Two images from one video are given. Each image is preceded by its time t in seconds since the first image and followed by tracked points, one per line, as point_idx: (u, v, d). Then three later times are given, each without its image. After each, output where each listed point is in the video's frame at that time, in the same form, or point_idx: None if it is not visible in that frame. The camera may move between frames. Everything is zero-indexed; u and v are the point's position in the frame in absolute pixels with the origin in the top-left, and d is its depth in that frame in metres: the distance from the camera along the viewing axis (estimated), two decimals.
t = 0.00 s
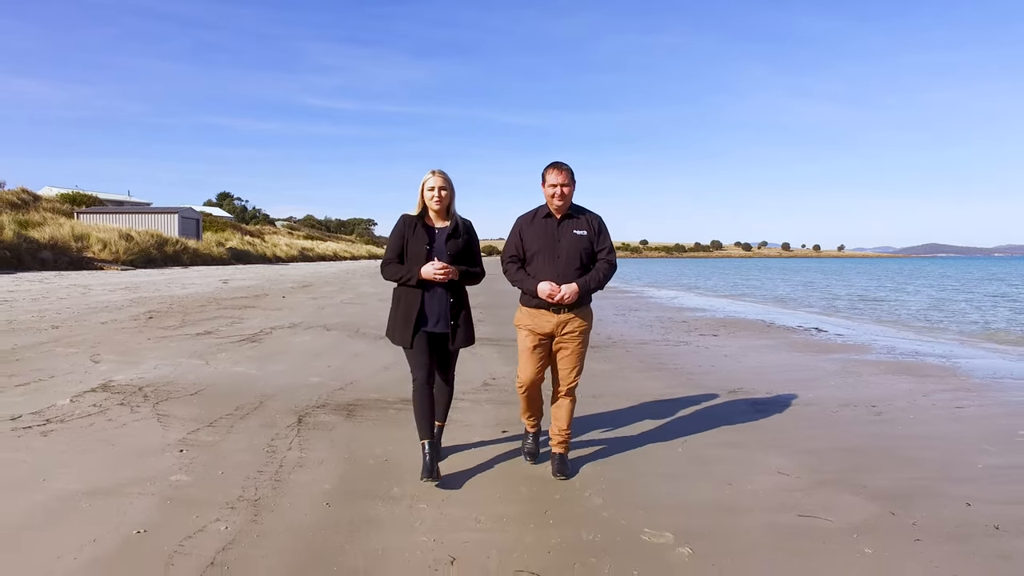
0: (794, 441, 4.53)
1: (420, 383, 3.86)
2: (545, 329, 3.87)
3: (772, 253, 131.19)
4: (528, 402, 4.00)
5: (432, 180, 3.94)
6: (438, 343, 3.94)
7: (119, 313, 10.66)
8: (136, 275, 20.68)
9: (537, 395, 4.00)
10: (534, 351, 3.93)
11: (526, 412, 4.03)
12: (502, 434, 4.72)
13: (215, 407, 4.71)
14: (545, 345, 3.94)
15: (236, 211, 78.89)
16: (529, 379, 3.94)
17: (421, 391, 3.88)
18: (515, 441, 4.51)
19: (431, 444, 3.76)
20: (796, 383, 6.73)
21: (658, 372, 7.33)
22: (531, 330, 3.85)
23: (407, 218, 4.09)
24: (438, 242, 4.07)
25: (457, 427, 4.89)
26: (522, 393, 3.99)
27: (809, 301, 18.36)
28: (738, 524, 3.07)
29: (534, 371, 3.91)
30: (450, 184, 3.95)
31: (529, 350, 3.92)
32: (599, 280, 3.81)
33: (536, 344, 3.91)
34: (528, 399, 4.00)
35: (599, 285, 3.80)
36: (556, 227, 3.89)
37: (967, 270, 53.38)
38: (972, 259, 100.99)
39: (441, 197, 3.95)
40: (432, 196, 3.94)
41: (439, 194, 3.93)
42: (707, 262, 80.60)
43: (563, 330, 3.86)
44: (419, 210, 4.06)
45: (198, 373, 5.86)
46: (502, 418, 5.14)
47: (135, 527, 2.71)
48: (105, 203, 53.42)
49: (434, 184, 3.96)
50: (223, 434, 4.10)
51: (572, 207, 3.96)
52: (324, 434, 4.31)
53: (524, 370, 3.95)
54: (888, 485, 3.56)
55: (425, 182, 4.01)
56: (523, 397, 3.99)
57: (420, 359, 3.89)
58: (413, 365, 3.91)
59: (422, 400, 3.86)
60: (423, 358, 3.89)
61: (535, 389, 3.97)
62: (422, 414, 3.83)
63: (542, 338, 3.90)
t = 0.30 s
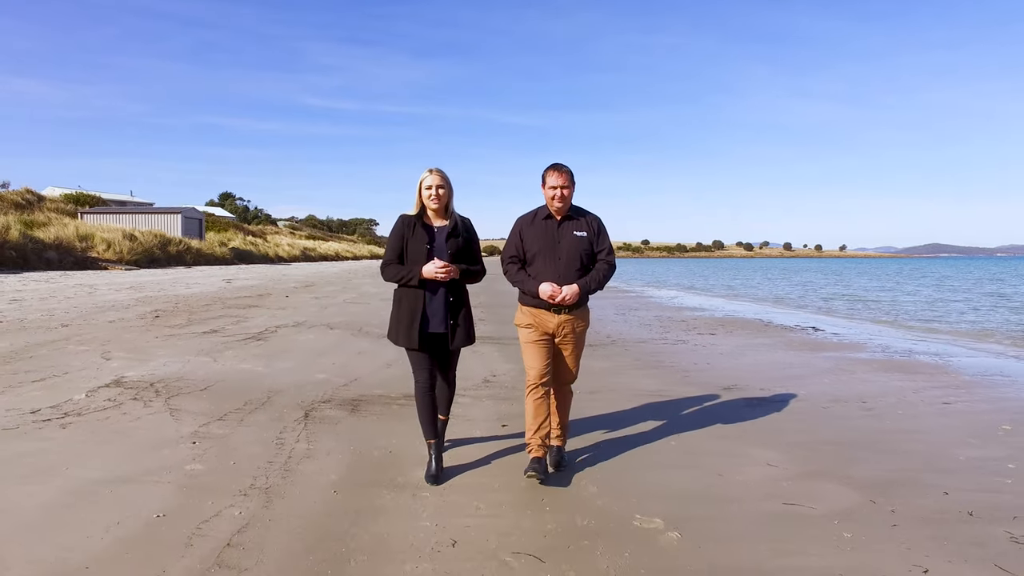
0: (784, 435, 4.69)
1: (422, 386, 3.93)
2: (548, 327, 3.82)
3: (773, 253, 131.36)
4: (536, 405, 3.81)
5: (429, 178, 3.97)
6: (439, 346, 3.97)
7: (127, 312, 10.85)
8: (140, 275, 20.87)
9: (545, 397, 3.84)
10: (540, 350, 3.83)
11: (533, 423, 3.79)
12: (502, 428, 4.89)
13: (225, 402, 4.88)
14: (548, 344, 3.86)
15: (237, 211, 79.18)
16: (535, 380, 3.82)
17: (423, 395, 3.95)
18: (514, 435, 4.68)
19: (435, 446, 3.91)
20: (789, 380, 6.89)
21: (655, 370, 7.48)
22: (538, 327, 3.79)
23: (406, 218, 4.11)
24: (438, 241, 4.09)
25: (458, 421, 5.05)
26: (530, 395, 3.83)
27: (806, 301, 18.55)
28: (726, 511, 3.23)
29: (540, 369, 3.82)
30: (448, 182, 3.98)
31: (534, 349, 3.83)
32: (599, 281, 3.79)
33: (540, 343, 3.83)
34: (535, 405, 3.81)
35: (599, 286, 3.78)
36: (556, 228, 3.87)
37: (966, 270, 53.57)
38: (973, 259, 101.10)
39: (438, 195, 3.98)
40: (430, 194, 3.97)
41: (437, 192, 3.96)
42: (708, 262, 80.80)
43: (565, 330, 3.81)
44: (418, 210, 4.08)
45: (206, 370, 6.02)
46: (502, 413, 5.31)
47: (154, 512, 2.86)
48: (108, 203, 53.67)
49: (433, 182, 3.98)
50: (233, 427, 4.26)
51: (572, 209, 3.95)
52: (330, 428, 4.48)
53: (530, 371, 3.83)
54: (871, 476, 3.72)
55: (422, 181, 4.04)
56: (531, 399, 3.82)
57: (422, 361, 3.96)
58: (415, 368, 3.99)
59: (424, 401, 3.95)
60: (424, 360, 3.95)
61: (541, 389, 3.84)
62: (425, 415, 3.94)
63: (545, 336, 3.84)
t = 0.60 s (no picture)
0: (777, 430, 4.84)
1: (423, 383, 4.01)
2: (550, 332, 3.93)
3: (774, 253, 131.42)
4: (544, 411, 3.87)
5: (427, 178, 3.99)
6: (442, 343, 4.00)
7: (134, 311, 11.02)
8: (145, 275, 21.04)
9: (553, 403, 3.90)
10: (544, 356, 3.95)
11: (543, 429, 3.82)
12: (504, 423, 5.04)
13: (234, 398, 5.03)
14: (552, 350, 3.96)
15: (240, 211, 79.43)
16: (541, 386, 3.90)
17: (424, 393, 4.04)
18: (515, 430, 4.83)
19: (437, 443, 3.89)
20: (785, 378, 7.04)
21: (653, 368, 7.63)
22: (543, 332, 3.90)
23: (406, 218, 4.14)
24: (438, 240, 4.11)
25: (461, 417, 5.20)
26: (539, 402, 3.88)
27: (805, 300, 18.72)
28: (717, 501, 3.38)
29: (546, 375, 3.93)
30: (447, 181, 4.02)
31: (537, 356, 3.94)
32: (599, 283, 3.90)
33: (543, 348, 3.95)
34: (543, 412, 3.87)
35: (599, 289, 3.89)
36: (554, 233, 4.00)
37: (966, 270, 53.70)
38: (975, 259, 101.06)
39: (437, 194, 4.00)
40: (429, 194, 3.99)
41: (436, 192, 3.99)
42: (709, 262, 80.88)
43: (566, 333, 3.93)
44: (417, 210, 4.12)
45: (214, 367, 6.18)
46: (504, 410, 5.46)
47: (173, 499, 3.01)
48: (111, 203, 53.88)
49: (432, 181, 4.02)
50: (243, 422, 4.41)
51: (569, 213, 4.07)
52: (337, 423, 4.62)
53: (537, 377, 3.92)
54: (858, 468, 3.87)
55: (421, 180, 4.06)
56: (541, 406, 3.87)
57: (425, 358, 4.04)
58: (417, 367, 4.06)
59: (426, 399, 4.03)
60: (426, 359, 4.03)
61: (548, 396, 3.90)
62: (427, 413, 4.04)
63: (549, 342, 3.94)
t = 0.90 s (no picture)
0: (770, 423, 5.00)
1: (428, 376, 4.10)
2: (547, 326, 3.99)
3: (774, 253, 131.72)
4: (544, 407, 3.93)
5: (429, 176, 4.00)
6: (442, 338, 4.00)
7: (141, 310, 11.19)
8: (148, 274, 21.19)
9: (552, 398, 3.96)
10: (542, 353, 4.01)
11: (543, 424, 3.90)
12: (505, 417, 5.21)
13: (244, 392, 5.19)
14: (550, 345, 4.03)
15: (241, 211, 79.68)
16: (539, 383, 3.96)
17: (428, 387, 4.12)
18: (516, 424, 4.99)
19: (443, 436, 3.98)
20: (780, 374, 7.21)
21: (652, 364, 7.79)
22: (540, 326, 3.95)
23: (407, 216, 4.14)
24: (438, 239, 4.13)
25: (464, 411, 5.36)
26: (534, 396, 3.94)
27: (803, 300, 18.91)
28: (709, 487, 3.54)
29: (544, 371, 3.98)
30: (448, 179, 4.01)
31: (534, 350, 4.00)
32: (596, 276, 3.96)
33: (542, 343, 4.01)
34: (543, 407, 3.93)
35: (597, 282, 3.94)
36: (552, 226, 4.05)
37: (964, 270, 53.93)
38: (972, 259, 101.64)
39: (438, 192, 4.01)
40: (431, 191, 4.00)
41: (438, 189, 3.99)
42: (708, 262, 81.27)
43: (564, 328, 3.97)
44: (417, 208, 4.13)
45: (222, 364, 6.34)
46: (505, 404, 5.62)
47: (192, 485, 3.17)
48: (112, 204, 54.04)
49: (434, 179, 4.01)
50: (254, 415, 4.57)
51: (567, 207, 4.15)
52: (344, 416, 4.78)
53: (534, 374, 3.98)
54: (846, 458, 4.02)
55: (422, 178, 4.07)
56: (538, 400, 3.91)
57: (432, 351, 4.09)
58: (421, 362, 4.11)
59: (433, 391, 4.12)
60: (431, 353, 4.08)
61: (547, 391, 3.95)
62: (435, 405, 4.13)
63: (546, 337, 4.00)
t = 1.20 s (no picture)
0: (762, 420, 5.15)
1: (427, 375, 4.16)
2: (547, 327, 3.98)
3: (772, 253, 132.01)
4: (542, 406, 4.00)
5: (431, 180, 3.99)
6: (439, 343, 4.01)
7: (145, 310, 11.34)
8: (149, 274, 21.33)
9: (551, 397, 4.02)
10: (541, 353, 4.03)
11: (541, 421, 4.01)
12: (505, 414, 5.36)
13: (251, 390, 5.35)
14: (549, 345, 4.04)
15: (240, 211, 79.82)
16: (536, 382, 4.02)
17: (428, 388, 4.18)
18: (515, 421, 5.14)
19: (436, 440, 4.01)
20: (773, 373, 7.37)
21: (649, 363, 7.95)
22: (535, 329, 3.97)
23: (407, 221, 4.11)
24: (436, 243, 4.06)
25: (465, 409, 5.50)
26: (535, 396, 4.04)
27: (799, 300, 19.13)
28: (701, 481, 3.68)
29: (543, 371, 4.01)
30: (450, 184, 4.00)
31: (534, 352, 4.03)
32: (594, 278, 3.96)
33: (540, 343, 4.02)
34: (541, 406, 4.02)
35: (595, 283, 3.94)
36: (550, 227, 4.06)
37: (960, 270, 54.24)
38: (970, 259, 102.00)
39: (438, 196, 3.98)
40: (430, 196, 3.98)
41: (437, 194, 3.97)
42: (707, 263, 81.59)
43: (563, 328, 3.96)
44: (417, 212, 4.10)
45: (228, 362, 6.49)
46: (505, 402, 5.77)
47: (205, 478, 3.32)
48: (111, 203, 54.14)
49: (434, 183, 4.01)
50: (261, 412, 4.72)
51: (565, 209, 4.15)
52: (349, 413, 4.92)
53: (532, 373, 4.04)
54: (834, 454, 4.17)
55: (424, 182, 4.06)
56: (537, 399, 4.02)
57: (431, 353, 4.11)
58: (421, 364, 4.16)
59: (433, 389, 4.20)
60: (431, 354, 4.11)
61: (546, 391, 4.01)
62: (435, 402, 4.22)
63: (545, 338, 4.00)
